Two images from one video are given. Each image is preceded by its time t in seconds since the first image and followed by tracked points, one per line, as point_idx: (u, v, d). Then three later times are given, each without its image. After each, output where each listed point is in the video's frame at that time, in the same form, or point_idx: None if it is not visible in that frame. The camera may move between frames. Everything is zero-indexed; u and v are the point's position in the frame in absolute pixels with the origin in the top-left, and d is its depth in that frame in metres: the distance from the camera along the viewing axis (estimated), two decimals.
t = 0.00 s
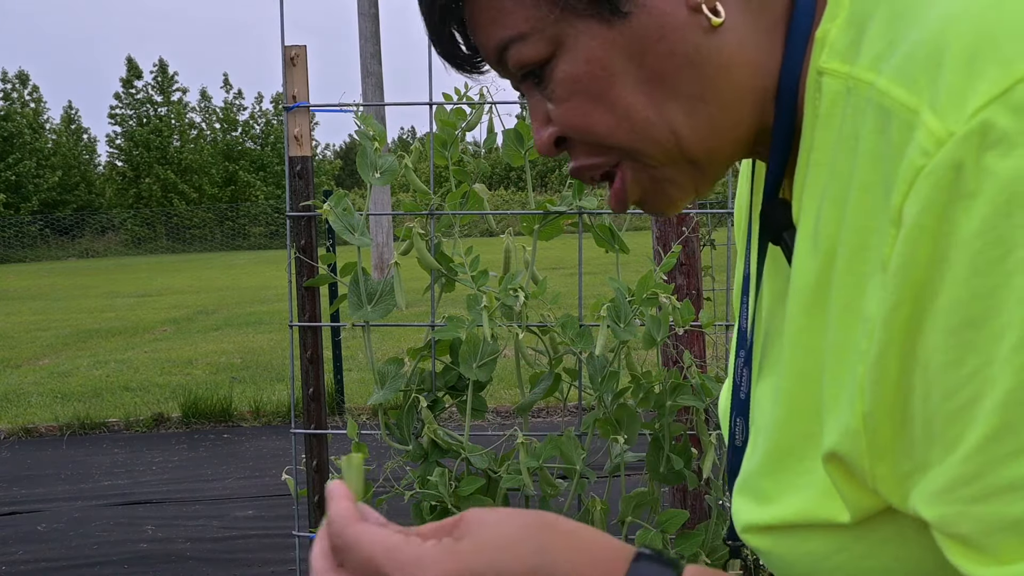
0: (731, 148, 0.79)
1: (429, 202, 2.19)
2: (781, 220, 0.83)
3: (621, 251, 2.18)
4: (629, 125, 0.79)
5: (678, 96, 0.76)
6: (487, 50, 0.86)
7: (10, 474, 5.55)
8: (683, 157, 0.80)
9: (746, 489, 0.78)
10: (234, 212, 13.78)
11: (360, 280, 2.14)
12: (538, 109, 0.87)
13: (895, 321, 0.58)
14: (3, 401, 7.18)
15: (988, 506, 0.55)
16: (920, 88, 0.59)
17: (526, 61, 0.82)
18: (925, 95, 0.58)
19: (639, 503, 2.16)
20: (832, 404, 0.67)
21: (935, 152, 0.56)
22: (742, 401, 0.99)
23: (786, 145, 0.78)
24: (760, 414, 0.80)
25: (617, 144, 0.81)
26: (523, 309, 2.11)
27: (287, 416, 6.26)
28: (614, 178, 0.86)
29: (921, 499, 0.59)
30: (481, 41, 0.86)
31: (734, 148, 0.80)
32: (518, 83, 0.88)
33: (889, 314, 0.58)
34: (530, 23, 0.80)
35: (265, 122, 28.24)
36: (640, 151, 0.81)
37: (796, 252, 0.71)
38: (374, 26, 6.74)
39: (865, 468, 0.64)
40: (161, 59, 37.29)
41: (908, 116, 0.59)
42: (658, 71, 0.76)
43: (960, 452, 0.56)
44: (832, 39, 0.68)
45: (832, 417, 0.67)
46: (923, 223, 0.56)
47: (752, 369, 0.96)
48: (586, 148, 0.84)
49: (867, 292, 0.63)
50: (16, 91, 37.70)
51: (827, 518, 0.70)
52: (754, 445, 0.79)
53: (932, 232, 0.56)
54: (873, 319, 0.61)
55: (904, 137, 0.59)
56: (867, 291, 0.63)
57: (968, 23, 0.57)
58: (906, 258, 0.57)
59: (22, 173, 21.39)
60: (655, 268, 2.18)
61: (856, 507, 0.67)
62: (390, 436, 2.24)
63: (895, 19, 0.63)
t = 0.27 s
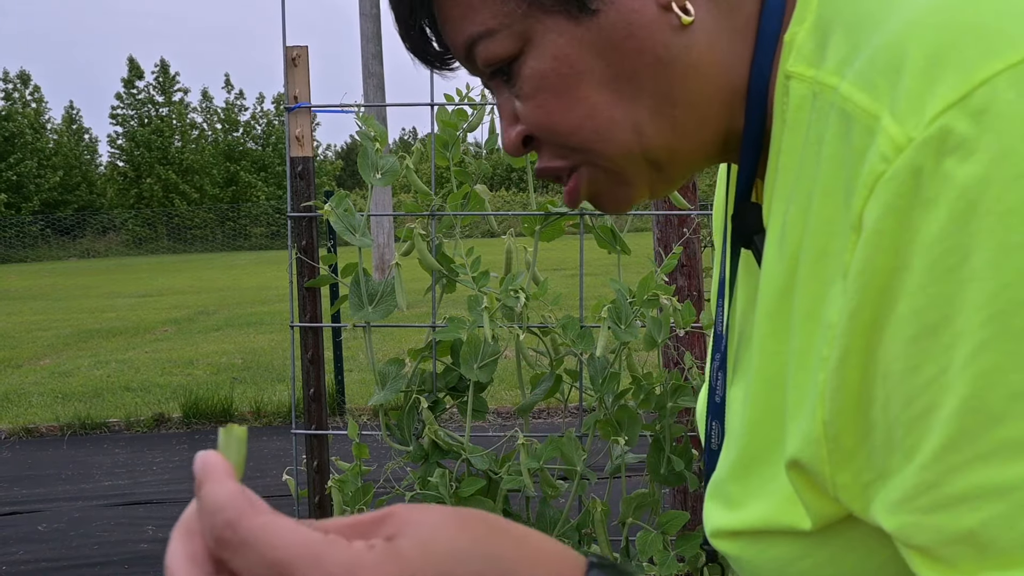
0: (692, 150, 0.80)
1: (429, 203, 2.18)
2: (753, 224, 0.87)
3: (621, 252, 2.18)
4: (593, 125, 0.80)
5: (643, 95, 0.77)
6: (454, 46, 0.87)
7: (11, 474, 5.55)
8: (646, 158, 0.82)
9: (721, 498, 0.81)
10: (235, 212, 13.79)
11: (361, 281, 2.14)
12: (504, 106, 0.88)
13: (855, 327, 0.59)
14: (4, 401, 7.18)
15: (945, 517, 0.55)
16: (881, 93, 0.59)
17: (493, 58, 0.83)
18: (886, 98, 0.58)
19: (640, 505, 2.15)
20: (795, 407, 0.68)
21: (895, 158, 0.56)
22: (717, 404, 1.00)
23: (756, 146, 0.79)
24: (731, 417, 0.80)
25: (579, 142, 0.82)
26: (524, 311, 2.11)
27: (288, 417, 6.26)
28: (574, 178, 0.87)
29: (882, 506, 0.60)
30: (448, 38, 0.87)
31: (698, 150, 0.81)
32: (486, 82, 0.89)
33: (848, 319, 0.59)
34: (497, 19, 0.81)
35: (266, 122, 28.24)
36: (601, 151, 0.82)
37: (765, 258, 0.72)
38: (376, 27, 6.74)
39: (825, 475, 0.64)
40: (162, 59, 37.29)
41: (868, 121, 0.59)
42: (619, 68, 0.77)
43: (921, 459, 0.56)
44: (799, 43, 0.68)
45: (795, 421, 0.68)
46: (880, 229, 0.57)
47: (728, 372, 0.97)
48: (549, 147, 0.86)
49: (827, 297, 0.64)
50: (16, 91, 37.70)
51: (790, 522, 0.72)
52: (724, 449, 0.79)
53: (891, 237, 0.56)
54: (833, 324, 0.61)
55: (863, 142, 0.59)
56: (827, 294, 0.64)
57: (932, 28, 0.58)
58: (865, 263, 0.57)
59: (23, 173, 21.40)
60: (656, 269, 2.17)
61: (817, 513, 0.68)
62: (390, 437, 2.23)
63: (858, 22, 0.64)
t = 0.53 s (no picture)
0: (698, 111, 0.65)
1: (431, 203, 2.18)
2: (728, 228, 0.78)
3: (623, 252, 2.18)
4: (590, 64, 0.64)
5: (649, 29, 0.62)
6: None
7: (12, 474, 5.55)
8: (645, 116, 0.65)
9: (699, 509, 0.72)
10: (236, 212, 13.81)
11: (363, 281, 2.14)
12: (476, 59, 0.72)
13: (831, 341, 0.52)
14: (6, 401, 7.19)
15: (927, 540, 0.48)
16: (854, 101, 0.51)
17: None
18: (859, 102, 0.51)
19: (641, 504, 2.15)
20: (772, 422, 0.60)
21: (869, 170, 0.49)
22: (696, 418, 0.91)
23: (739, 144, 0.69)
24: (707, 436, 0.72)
25: (571, 92, 0.66)
26: (525, 310, 2.12)
27: (289, 417, 6.27)
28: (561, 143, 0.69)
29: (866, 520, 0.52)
30: None
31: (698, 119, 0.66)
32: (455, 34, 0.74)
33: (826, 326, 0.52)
34: None
35: (267, 122, 28.28)
36: (598, 98, 0.65)
37: (739, 257, 0.65)
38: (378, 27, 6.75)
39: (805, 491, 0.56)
40: (163, 59, 37.32)
41: (840, 130, 0.52)
42: None
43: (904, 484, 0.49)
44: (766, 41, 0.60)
45: (773, 438, 0.60)
46: (856, 232, 0.49)
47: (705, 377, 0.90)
48: (534, 98, 0.69)
49: (804, 306, 0.57)
50: (17, 91, 37.74)
51: (775, 535, 0.63)
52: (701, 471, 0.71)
53: (868, 237, 0.49)
54: (812, 331, 0.54)
55: (835, 140, 0.52)
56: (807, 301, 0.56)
57: (906, 31, 0.50)
58: (841, 271, 0.50)
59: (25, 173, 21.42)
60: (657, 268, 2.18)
61: (805, 524, 0.59)
62: (391, 436, 2.24)
63: (824, 24, 0.56)
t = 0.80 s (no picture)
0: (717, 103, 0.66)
1: (430, 202, 2.18)
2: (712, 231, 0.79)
3: (622, 252, 2.17)
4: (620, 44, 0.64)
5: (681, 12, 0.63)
6: None
7: (11, 474, 5.55)
8: (666, 105, 0.65)
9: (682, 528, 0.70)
10: (236, 211, 13.80)
11: (363, 281, 2.14)
12: (489, 44, 0.71)
13: (821, 354, 0.51)
14: (4, 401, 7.18)
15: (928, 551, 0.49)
16: (837, 111, 0.51)
17: None
18: (842, 112, 0.50)
19: (641, 504, 2.15)
20: (763, 434, 0.60)
21: (856, 182, 0.49)
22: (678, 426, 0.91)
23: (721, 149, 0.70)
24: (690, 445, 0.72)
25: (599, 72, 0.65)
26: (525, 309, 2.12)
27: (288, 417, 6.27)
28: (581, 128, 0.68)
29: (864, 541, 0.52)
30: None
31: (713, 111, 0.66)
32: (464, 20, 0.73)
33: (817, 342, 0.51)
34: None
35: (267, 121, 28.28)
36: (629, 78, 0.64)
37: (722, 265, 0.65)
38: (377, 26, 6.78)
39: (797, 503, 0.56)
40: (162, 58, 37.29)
41: (825, 140, 0.51)
42: None
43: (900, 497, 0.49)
44: (745, 44, 0.61)
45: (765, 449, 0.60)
46: (848, 253, 0.49)
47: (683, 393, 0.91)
48: (557, 80, 0.67)
49: (792, 319, 0.56)
50: (16, 91, 37.68)
51: (766, 550, 0.62)
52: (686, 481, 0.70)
53: (860, 257, 0.49)
54: (804, 345, 0.54)
55: (819, 156, 0.52)
56: (796, 314, 0.56)
57: (888, 41, 0.49)
58: (830, 289, 0.50)
59: (24, 173, 21.40)
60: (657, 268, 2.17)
61: (800, 540, 0.59)
62: (391, 437, 2.23)
63: (804, 32, 0.55)
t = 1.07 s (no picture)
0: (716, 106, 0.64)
1: (430, 202, 2.18)
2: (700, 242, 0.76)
3: (622, 252, 2.17)
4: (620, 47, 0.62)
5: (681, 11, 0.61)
6: None
7: (11, 474, 5.55)
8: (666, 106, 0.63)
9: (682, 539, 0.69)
10: (236, 211, 13.81)
11: (363, 281, 2.14)
12: (478, 52, 0.68)
13: (819, 367, 0.49)
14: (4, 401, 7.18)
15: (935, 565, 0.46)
16: (833, 118, 0.49)
17: None
18: (839, 120, 0.48)
19: (641, 504, 2.15)
20: (761, 445, 0.58)
21: (855, 192, 0.47)
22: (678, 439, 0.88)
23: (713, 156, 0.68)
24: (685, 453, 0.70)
25: (599, 78, 0.62)
26: (524, 309, 2.12)
27: (288, 417, 6.27)
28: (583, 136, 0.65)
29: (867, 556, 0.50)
30: None
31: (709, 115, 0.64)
32: (452, 26, 0.69)
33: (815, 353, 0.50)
34: None
35: (267, 122, 28.31)
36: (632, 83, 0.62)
37: (713, 272, 0.62)
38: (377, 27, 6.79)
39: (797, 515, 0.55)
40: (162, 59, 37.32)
41: (821, 148, 0.49)
42: None
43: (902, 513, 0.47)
44: (736, 45, 0.59)
45: (763, 459, 0.58)
46: (846, 263, 0.47)
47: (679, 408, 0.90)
48: (554, 88, 0.65)
49: (788, 328, 0.54)
50: (15, 91, 37.68)
51: (767, 561, 0.61)
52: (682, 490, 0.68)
53: (858, 267, 0.47)
54: (804, 355, 0.52)
55: (814, 161, 0.50)
56: (792, 324, 0.54)
57: (887, 47, 0.47)
58: (829, 301, 0.48)
59: (25, 173, 21.41)
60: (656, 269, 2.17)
61: (801, 552, 0.58)
62: (391, 437, 2.23)
63: (797, 40, 0.53)
